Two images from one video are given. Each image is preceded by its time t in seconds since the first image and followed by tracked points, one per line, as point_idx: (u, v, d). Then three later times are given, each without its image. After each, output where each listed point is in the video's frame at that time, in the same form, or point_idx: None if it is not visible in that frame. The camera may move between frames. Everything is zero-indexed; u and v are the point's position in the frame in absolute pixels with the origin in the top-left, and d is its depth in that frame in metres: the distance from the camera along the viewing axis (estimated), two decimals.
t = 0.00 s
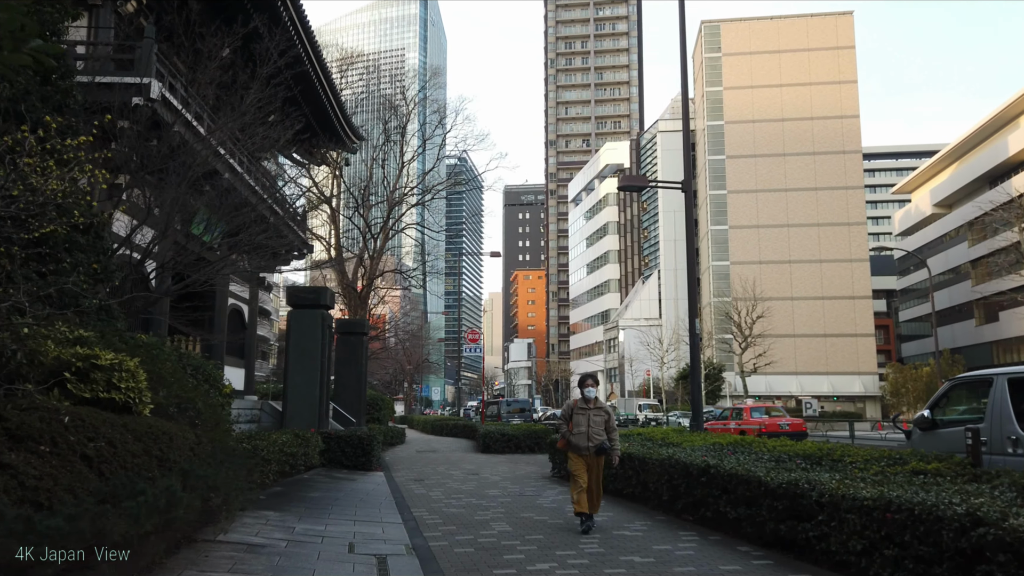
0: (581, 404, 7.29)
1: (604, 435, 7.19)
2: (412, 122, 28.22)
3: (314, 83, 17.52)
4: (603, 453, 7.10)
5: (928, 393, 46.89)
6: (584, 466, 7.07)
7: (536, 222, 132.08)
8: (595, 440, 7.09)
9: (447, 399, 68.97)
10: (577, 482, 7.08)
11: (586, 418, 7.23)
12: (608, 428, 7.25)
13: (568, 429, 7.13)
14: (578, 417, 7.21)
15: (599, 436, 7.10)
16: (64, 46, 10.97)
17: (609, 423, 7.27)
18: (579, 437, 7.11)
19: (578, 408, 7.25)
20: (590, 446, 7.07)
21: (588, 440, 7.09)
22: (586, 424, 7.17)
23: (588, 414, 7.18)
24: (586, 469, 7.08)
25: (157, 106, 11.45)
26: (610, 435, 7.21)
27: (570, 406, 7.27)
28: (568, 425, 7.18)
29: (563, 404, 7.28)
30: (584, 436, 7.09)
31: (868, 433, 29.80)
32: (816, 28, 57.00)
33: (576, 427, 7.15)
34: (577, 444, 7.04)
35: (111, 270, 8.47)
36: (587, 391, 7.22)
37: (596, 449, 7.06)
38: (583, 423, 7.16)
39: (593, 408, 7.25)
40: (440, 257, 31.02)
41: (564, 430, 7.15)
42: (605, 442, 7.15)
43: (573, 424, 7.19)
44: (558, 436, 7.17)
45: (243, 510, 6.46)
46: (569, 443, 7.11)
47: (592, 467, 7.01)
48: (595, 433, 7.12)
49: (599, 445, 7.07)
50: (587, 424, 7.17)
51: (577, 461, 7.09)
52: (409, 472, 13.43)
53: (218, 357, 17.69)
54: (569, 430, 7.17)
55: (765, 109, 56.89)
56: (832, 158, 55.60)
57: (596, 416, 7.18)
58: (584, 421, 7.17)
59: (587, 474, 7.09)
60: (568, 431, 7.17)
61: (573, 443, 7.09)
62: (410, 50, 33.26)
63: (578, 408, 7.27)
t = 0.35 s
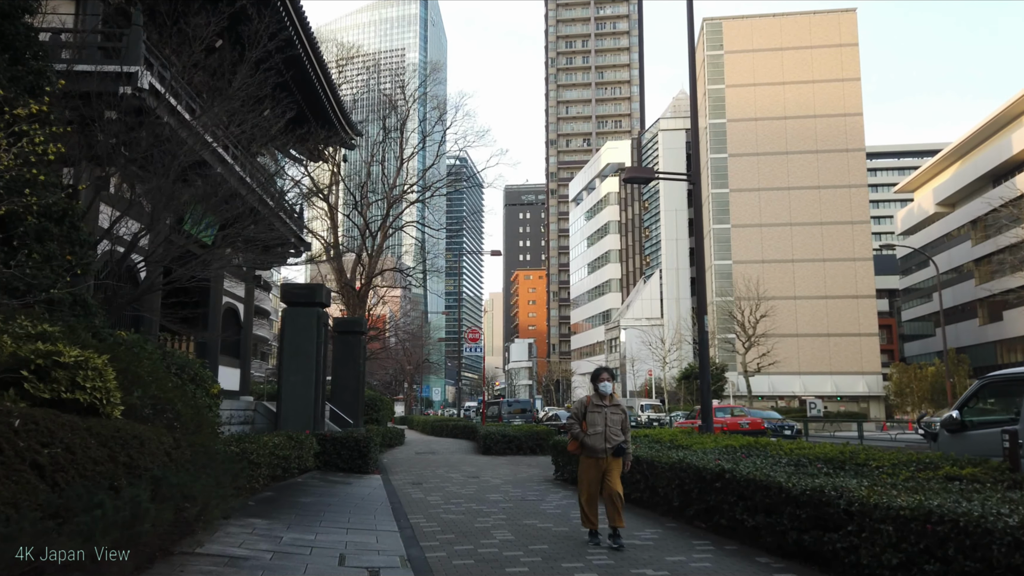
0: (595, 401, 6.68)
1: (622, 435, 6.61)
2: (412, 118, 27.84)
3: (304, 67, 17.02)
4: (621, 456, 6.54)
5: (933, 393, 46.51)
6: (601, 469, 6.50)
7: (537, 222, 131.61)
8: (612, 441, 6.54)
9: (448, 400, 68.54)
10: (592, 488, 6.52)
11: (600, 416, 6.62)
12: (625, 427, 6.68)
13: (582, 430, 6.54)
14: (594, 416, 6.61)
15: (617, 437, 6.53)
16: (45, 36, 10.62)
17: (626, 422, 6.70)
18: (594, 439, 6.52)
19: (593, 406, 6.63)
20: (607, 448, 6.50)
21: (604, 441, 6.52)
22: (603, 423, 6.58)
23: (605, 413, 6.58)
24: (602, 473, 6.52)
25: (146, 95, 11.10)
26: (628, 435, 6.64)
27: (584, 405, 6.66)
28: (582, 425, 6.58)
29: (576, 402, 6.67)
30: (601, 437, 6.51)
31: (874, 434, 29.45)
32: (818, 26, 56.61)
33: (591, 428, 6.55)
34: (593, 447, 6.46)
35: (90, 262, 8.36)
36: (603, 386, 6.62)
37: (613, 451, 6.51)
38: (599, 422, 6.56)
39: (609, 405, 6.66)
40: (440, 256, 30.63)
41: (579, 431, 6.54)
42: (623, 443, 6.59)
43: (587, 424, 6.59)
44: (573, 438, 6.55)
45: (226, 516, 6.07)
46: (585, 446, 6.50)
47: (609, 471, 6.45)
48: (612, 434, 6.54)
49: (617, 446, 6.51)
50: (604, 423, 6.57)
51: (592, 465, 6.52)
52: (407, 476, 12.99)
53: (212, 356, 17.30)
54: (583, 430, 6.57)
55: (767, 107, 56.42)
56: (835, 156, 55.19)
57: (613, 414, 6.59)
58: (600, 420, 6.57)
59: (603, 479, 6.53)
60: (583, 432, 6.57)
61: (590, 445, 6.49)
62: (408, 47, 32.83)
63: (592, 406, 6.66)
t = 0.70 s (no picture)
0: (622, 402, 5.92)
1: (654, 441, 5.81)
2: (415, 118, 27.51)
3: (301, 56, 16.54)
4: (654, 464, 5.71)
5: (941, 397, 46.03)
6: (629, 480, 5.68)
7: (540, 226, 131.22)
8: (643, 447, 5.73)
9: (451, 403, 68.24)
10: (621, 503, 5.69)
11: (630, 420, 5.83)
12: (657, 432, 5.88)
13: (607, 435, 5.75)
14: (620, 418, 5.84)
15: (648, 443, 5.73)
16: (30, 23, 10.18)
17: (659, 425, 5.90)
18: (621, 445, 5.72)
19: (620, 407, 5.87)
20: (637, 455, 5.69)
21: (634, 448, 5.71)
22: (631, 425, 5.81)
23: (633, 414, 5.81)
24: (631, 484, 5.70)
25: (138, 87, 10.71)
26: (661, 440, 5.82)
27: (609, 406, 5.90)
28: (607, 429, 5.80)
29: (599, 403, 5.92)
30: (630, 443, 5.70)
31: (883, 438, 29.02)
32: (823, 27, 56.21)
33: (618, 431, 5.76)
34: (621, 454, 5.65)
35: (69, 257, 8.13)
36: (630, 384, 5.85)
37: (644, 459, 5.69)
38: (627, 426, 5.77)
39: (637, 407, 5.88)
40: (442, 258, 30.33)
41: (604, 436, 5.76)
42: (656, 449, 5.78)
43: (613, 427, 5.81)
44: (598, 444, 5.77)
45: (214, 523, 5.68)
46: (612, 452, 5.71)
47: (640, 482, 5.64)
48: (642, 439, 5.74)
49: (648, 453, 5.71)
50: (632, 426, 5.78)
51: (620, 474, 5.70)
52: (408, 480, 12.61)
53: (210, 358, 16.93)
54: (608, 435, 5.79)
55: (772, 108, 56.01)
56: (841, 158, 54.75)
57: (643, 417, 5.80)
58: (628, 422, 5.80)
59: (633, 490, 5.71)
60: (608, 437, 5.79)
61: (617, 452, 5.69)
62: (411, 48, 32.51)
63: (618, 407, 5.90)
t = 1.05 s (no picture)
0: (647, 417, 5.24)
1: (687, 459, 5.12)
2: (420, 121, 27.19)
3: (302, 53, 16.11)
4: (687, 488, 5.03)
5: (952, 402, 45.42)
6: (661, 507, 5.01)
7: (545, 230, 130.87)
8: (673, 470, 5.03)
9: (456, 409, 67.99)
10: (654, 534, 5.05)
11: (658, 436, 5.13)
12: (689, 448, 5.19)
13: (630, 458, 5.09)
14: (646, 434, 5.16)
15: (679, 464, 5.04)
16: (18, 15, 9.76)
17: (690, 441, 5.20)
18: (648, 468, 5.05)
19: (645, 425, 5.18)
20: (668, 479, 5.01)
21: (664, 470, 5.04)
22: (660, 443, 5.11)
23: (661, 430, 5.12)
24: (664, 511, 5.04)
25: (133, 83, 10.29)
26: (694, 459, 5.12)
27: (632, 424, 5.21)
28: (632, 449, 5.13)
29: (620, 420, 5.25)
30: (659, 465, 5.02)
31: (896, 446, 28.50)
32: (831, 30, 55.81)
33: (644, 452, 5.11)
34: (649, 478, 4.99)
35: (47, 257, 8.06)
36: (655, 397, 5.15)
37: (676, 482, 5.01)
38: (655, 444, 5.09)
39: (665, 421, 5.18)
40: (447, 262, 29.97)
41: (629, 459, 5.09)
42: (690, 469, 5.09)
43: (638, 447, 5.14)
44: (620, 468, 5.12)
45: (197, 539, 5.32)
46: (638, 478, 5.05)
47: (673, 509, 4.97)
48: (673, 459, 5.05)
49: (680, 475, 5.02)
50: (660, 444, 5.11)
51: (649, 501, 5.04)
52: (411, 490, 12.20)
53: (209, 364, 16.54)
54: (634, 456, 5.12)
55: (779, 111, 55.59)
56: (848, 162, 54.27)
57: (673, 434, 5.11)
58: (656, 439, 5.12)
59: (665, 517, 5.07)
60: (633, 457, 5.12)
61: (643, 477, 5.03)
62: (415, 50, 32.13)
63: (643, 423, 5.20)
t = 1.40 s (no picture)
0: (685, 418, 4.64)
1: (729, 471, 4.56)
2: (423, 122, 26.92)
3: (298, 45, 15.75)
4: (731, 504, 4.46)
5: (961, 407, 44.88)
6: (698, 525, 4.44)
7: (549, 235, 130.65)
8: (715, 482, 4.45)
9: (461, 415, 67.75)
10: (687, 555, 4.48)
11: (696, 443, 4.56)
12: (732, 458, 4.64)
13: (668, 465, 4.49)
14: (684, 440, 4.57)
15: (723, 475, 4.48)
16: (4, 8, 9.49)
17: (734, 451, 4.65)
18: (687, 478, 4.46)
19: (686, 429, 4.58)
20: (709, 492, 4.42)
21: (704, 483, 4.45)
22: (702, 449, 4.54)
23: (703, 435, 4.54)
24: (701, 530, 4.45)
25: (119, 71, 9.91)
26: (738, 470, 4.58)
27: (670, 426, 4.61)
28: (669, 456, 4.53)
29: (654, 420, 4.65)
30: (699, 476, 4.45)
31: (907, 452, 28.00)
32: (837, 32, 55.41)
33: (682, 460, 4.51)
34: (689, 492, 4.39)
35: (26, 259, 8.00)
36: (698, 395, 4.57)
37: (719, 497, 4.43)
38: (694, 453, 4.51)
39: (707, 424, 4.62)
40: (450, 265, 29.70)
41: (665, 466, 4.49)
42: (733, 482, 4.52)
43: (674, 453, 4.54)
44: (653, 476, 4.52)
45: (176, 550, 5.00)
46: (676, 489, 4.45)
47: (715, 528, 4.40)
48: (716, 470, 4.47)
49: (725, 490, 4.45)
50: (701, 452, 4.54)
51: (684, 518, 4.46)
52: (411, 497, 11.79)
53: (206, 368, 16.19)
54: (671, 464, 4.52)
55: (785, 114, 55.15)
56: (856, 164, 53.79)
57: (717, 441, 4.55)
58: (697, 445, 4.54)
59: (700, 538, 4.49)
60: (669, 464, 4.53)
61: (682, 489, 4.44)
62: (418, 51, 31.84)
63: (681, 426, 4.59)
